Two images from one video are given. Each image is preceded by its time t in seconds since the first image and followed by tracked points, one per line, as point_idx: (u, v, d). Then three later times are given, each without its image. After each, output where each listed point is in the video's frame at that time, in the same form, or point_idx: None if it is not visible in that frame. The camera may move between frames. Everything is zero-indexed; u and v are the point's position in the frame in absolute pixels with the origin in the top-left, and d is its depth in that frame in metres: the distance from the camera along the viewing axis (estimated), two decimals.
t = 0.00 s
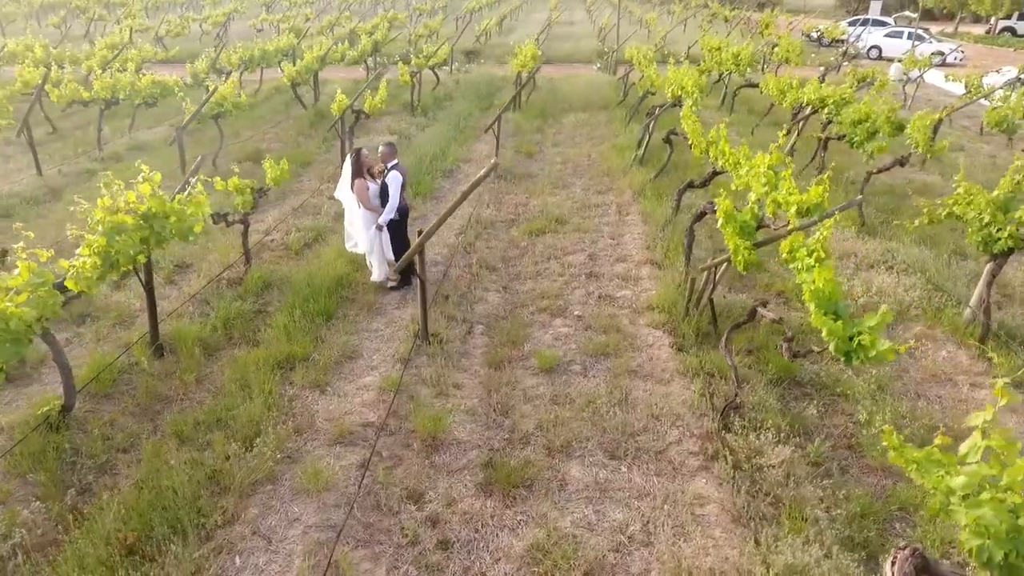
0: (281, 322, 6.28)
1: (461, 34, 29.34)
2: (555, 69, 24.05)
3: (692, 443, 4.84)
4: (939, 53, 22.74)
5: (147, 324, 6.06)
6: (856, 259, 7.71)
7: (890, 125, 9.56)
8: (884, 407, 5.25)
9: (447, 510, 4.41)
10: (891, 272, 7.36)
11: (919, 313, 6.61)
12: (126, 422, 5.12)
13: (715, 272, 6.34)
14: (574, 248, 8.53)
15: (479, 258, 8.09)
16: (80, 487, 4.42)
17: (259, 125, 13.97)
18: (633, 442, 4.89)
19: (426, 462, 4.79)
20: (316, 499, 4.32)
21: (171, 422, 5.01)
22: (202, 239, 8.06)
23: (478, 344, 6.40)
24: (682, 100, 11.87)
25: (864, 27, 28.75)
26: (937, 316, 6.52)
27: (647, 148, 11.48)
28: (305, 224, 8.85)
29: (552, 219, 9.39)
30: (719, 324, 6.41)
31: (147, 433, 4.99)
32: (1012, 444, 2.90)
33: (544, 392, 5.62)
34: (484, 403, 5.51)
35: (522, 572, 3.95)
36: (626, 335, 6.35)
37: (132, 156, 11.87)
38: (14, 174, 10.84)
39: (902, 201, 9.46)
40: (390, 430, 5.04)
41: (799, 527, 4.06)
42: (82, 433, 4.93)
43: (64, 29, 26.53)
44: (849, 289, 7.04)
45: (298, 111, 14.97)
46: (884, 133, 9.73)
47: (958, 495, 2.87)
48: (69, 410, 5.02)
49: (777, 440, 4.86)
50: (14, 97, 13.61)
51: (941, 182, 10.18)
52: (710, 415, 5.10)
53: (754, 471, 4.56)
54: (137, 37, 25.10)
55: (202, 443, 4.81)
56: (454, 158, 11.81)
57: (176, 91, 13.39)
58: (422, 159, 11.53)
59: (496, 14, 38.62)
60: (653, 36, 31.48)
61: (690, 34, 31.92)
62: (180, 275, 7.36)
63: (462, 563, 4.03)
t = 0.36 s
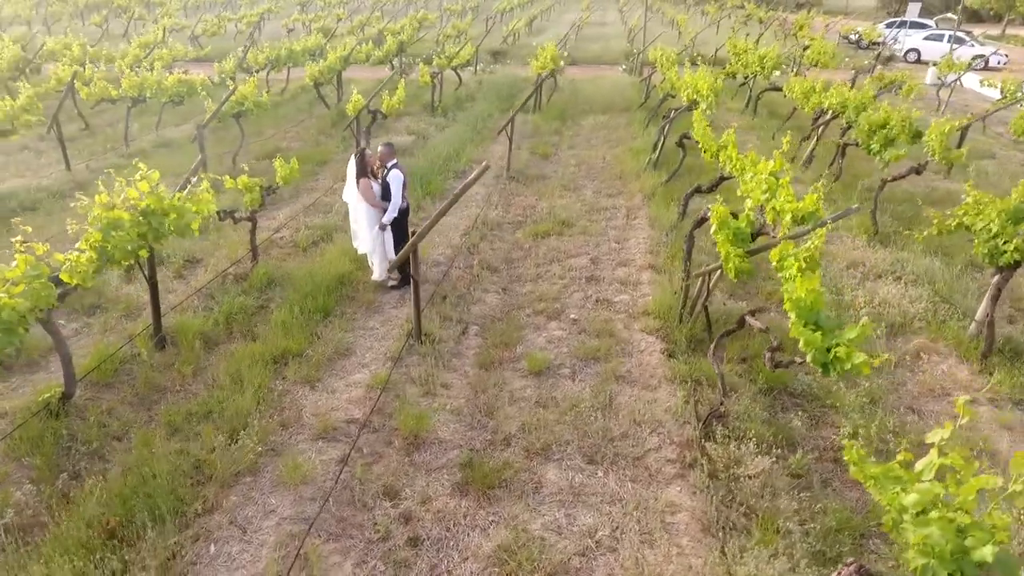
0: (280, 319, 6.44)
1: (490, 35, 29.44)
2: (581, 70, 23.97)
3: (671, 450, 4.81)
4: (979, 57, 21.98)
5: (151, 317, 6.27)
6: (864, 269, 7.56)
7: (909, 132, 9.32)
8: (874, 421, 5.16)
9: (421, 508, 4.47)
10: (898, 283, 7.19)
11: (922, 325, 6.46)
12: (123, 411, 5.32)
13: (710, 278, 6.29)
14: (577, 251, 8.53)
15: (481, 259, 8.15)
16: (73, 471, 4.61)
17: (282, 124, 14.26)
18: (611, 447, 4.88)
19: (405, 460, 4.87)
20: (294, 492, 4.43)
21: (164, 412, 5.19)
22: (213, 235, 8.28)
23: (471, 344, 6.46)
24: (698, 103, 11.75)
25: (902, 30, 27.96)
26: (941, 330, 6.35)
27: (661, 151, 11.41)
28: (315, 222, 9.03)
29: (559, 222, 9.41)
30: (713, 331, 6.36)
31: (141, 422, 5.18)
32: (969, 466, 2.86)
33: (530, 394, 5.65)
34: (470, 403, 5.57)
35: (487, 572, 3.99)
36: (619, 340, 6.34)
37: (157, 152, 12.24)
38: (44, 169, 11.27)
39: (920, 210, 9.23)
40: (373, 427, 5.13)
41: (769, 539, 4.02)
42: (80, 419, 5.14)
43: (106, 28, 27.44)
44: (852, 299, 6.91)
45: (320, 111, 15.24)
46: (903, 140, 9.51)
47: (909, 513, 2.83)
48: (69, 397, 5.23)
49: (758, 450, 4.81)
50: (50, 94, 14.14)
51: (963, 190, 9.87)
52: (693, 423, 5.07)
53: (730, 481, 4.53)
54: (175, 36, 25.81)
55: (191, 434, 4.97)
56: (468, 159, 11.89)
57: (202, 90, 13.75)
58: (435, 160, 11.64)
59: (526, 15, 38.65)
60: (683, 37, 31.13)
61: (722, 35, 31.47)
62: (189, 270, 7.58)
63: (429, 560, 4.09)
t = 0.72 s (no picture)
0: (270, 314, 6.60)
1: (507, 35, 29.53)
2: (595, 71, 23.94)
3: (641, 450, 4.86)
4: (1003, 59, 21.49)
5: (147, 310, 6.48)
6: (857, 274, 7.54)
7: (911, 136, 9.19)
8: (848, 426, 5.18)
9: (391, 500, 4.58)
10: (890, 289, 7.13)
11: (908, 332, 6.42)
12: (113, 400, 5.51)
13: (694, 281, 6.34)
14: (571, 252, 8.59)
15: (475, 258, 8.24)
16: (60, 456, 4.81)
17: (292, 122, 14.49)
18: (581, 445, 4.94)
19: (380, 454, 4.98)
20: (267, 482, 4.57)
21: (152, 403, 5.37)
22: (215, 231, 8.49)
23: (456, 342, 6.56)
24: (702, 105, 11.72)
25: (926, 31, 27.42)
26: (927, 337, 6.31)
27: (664, 153, 11.40)
28: (315, 219, 9.21)
29: (556, 223, 9.47)
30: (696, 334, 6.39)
31: (130, 411, 5.37)
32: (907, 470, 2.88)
33: (509, 393, 5.73)
34: (450, 400, 5.67)
35: (448, 564, 4.09)
36: (601, 341, 6.40)
37: (170, 149, 12.53)
38: (60, 164, 11.60)
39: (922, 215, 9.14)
40: (351, 421, 5.25)
41: (727, 540, 4.05)
42: (71, 407, 5.35)
43: (131, 27, 28.06)
44: (840, 304, 6.90)
45: (331, 110, 15.45)
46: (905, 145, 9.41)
47: (842, 515, 2.85)
48: (62, 386, 5.44)
49: (728, 452, 4.84)
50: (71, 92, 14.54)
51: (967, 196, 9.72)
52: (665, 424, 5.10)
53: (696, 482, 4.56)
54: (197, 34, 26.31)
55: (174, 423, 5.14)
56: (471, 159, 11.99)
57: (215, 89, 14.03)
58: (439, 160, 11.76)
59: (545, 15, 38.64)
60: (702, 38, 30.90)
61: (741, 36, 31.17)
62: (189, 265, 7.79)
63: (393, 551, 4.19)
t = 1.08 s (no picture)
0: (262, 311, 6.77)
1: (523, 37, 29.60)
2: (608, 71, 23.92)
3: (610, 452, 4.92)
4: None
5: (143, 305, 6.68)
6: (848, 281, 7.51)
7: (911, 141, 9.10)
8: (822, 432, 5.18)
9: (362, 495, 4.69)
10: (879, 296, 7.10)
11: (893, 340, 6.38)
12: (104, 392, 5.71)
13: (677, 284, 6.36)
14: (565, 254, 8.66)
15: (468, 259, 8.35)
16: (49, 444, 5.00)
17: (302, 122, 14.73)
18: (552, 446, 5.01)
19: (355, 450, 5.11)
20: (242, 474, 4.72)
21: (140, 395, 5.55)
22: (215, 229, 8.71)
23: (441, 342, 6.67)
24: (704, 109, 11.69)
25: (949, 34, 26.90)
26: (913, 344, 6.28)
27: (665, 156, 11.39)
28: (315, 219, 9.38)
29: (552, 224, 9.53)
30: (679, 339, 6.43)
31: (119, 403, 5.55)
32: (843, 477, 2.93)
33: (488, 393, 5.82)
34: (430, 398, 5.77)
35: (411, 559, 4.18)
36: (584, 343, 6.47)
37: (181, 148, 12.82)
38: (75, 162, 11.95)
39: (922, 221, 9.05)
40: (330, 417, 5.39)
41: (685, 542, 4.10)
42: (64, 398, 5.55)
43: (155, 27, 28.63)
44: (828, 310, 6.88)
45: (340, 108, 15.62)
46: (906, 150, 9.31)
47: (776, 518, 2.91)
48: (56, 377, 5.65)
49: (697, 456, 4.89)
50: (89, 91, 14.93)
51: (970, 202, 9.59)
52: (637, 427, 5.16)
53: (661, 485, 4.61)
54: (218, 34, 26.76)
55: (160, 415, 5.31)
56: (474, 160, 12.09)
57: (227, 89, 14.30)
58: (442, 161, 11.88)
59: (563, 16, 38.60)
60: (719, 39, 30.66)
61: (759, 37, 30.88)
62: (188, 262, 8.00)
63: (359, 544, 4.30)
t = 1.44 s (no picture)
0: (257, 310, 6.93)
1: (543, 38, 29.60)
2: (626, 73, 23.84)
3: (583, 456, 4.95)
4: None
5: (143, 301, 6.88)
6: (844, 289, 7.44)
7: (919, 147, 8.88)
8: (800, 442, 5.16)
9: (337, 492, 4.80)
10: (874, 306, 7.01)
11: (884, 350, 6.30)
12: (99, 384, 5.91)
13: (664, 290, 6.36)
14: (562, 256, 8.69)
15: (465, 261, 8.43)
16: (42, 434, 5.19)
17: (316, 122, 14.96)
18: (527, 449, 5.07)
19: (335, 447, 5.22)
20: (222, 468, 4.86)
21: (132, 388, 5.73)
22: (220, 227, 8.92)
23: (430, 342, 6.76)
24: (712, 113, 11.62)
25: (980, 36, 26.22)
26: (903, 355, 6.20)
27: (671, 160, 11.34)
28: (319, 218, 9.55)
29: (552, 227, 9.57)
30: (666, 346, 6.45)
31: (113, 394, 5.73)
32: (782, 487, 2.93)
33: (471, 394, 5.89)
34: (413, 398, 5.86)
35: (377, 555, 4.27)
36: (571, 347, 6.50)
37: (196, 146, 13.13)
38: (94, 159, 12.31)
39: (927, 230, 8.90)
40: (313, 415, 5.51)
41: (647, 549, 4.12)
42: (60, 389, 5.76)
43: (183, 27, 29.25)
44: (820, 319, 6.82)
45: (353, 107, 15.79)
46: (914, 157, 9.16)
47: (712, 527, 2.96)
48: (54, 369, 5.86)
49: (670, 463, 4.90)
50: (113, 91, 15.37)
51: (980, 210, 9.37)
52: (612, 432, 5.19)
53: (630, 490, 4.64)
54: (242, 35, 27.23)
55: (149, 408, 5.48)
56: (481, 162, 12.18)
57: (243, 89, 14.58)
58: (448, 162, 11.97)
59: (585, 16, 38.52)
60: (742, 41, 30.33)
61: (783, 40, 30.45)
62: (192, 259, 8.22)
63: (329, 540, 4.40)
